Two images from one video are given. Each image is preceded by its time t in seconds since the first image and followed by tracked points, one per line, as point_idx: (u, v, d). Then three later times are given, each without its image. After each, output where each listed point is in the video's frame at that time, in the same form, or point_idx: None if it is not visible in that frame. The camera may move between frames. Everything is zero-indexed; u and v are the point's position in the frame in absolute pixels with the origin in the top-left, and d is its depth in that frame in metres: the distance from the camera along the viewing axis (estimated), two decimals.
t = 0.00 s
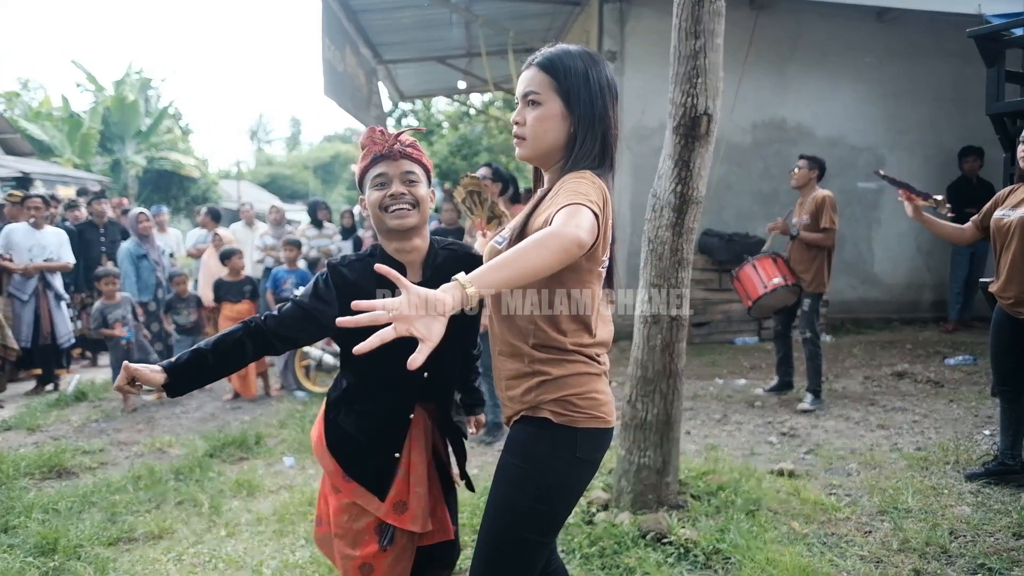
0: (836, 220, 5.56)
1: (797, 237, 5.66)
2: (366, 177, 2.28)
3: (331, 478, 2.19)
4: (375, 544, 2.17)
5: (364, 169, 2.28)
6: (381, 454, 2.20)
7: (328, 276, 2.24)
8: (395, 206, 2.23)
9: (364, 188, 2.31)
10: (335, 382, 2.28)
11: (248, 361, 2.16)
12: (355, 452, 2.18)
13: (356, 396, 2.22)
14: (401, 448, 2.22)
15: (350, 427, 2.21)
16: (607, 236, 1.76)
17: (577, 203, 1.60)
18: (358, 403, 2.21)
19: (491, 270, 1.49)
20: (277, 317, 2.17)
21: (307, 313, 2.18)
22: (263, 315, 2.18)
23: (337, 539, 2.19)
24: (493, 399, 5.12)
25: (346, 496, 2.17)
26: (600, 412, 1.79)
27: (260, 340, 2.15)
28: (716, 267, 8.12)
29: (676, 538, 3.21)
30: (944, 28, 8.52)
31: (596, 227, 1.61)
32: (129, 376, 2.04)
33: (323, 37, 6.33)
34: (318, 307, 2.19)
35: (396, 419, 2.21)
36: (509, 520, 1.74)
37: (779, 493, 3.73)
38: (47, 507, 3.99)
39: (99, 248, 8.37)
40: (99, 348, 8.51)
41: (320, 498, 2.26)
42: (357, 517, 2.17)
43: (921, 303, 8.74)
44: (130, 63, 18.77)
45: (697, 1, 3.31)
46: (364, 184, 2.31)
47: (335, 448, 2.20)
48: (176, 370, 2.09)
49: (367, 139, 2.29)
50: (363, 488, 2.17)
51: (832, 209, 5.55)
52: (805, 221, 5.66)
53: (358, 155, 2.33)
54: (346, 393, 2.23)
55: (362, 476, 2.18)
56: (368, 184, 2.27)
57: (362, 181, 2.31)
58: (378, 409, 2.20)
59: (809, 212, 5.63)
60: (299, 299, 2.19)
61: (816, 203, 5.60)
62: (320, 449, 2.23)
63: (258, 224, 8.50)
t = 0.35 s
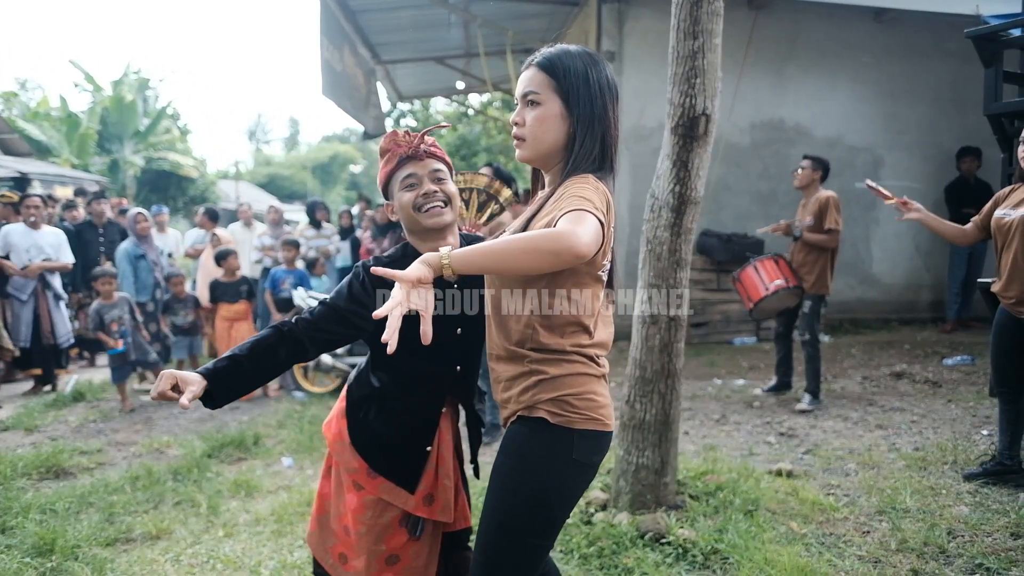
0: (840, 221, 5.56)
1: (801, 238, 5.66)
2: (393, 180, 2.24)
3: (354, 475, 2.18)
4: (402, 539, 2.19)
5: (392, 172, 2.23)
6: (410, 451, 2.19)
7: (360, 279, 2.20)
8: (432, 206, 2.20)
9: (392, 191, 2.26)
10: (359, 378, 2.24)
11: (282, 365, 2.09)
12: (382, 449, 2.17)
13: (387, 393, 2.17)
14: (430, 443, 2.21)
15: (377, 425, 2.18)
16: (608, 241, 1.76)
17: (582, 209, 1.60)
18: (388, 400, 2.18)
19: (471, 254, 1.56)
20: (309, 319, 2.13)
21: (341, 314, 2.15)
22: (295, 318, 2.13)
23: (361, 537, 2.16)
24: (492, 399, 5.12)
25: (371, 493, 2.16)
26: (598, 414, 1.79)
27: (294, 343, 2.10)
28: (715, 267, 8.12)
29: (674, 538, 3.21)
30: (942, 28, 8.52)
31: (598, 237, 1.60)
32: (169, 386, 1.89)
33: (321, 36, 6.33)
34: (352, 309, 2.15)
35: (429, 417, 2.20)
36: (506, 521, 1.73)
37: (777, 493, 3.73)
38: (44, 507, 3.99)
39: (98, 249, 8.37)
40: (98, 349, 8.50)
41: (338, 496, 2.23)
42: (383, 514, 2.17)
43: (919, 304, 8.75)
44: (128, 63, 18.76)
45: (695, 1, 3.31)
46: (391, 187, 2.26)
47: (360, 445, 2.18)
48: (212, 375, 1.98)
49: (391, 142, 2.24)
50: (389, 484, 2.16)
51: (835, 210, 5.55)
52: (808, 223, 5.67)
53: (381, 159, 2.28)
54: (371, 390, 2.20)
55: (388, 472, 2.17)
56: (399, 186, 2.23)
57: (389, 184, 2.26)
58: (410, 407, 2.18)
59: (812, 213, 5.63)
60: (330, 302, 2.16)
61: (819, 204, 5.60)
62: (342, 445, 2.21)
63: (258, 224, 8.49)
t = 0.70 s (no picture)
0: (843, 225, 5.56)
1: (802, 240, 5.65)
2: (407, 172, 2.12)
3: (386, 471, 2.04)
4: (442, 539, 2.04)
5: (406, 165, 2.11)
6: (436, 446, 2.06)
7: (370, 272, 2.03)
8: (448, 200, 2.09)
9: (405, 185, 2.14)
10: (376, 380, 2.12)
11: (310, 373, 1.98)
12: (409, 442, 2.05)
13: (404, 389, 2.05)
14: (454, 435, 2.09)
15: (400, 422, 2.06)
16: (612, 242, 1.75)
17: (566, 228, 1.55)
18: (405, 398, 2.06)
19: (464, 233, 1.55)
20: (327, 319, 2.01)
21: (357, 312, 2.00)
22: (310, 322, 2.00)
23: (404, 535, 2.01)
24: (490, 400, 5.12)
25: (407, 485, 2.03)
26: (600, 418, 1.79)
27: (318, 349, 1.99)
28: (713, 267, 8.12)
29: (672, 538, 3.21)
30: (940, 28, 8.53)
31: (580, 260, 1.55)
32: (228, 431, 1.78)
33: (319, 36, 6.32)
34: (368, 306, 2.00)
35: (445, 411, 2.06)
36: (503, 522, 1.73)
37: (775, 493, 3.73)
38: (42, 508, 3.98)
39: (97, 249, 8.36)
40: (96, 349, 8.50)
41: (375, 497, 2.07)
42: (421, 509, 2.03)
43: (917, 304, 8.75)
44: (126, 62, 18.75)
45: (693, 2, 3.31)
46: (405, 181, 2.14)
47: (391, 439, 2.05)
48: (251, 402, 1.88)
49: (404, 134, 2.12)
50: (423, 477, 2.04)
51: (838, 214, 5.56)
52: (811, 225, 5.66)
53: (394, 151, 2.15)
54: (389, 387, 2.08)
55: (419, 465, 2.04)
56: (413, 180, 2.11)
57: (401, 178, 2.15)
58: (426, 402, 2.05)
59: (815, 216, 5.63)
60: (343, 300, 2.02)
61: (823, 207, 5.60)
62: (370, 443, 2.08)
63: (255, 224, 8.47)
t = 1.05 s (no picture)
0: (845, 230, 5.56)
1: (803, 243, 5.64)
2: (413, 166, 2.08)
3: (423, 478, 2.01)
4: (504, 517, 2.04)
5: (413, 163, 2.08)
6: (454, 444, 2.03)
7: (361, 282, 1.91)
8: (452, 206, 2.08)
9: (407, 183, 2.10)
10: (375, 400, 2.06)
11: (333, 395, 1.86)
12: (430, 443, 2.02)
13: (405, 396, 2.01)
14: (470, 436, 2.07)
15: (411, 432, 2.02)
16: (624, 247, 1.77)
17: (557, 255, 1.62)
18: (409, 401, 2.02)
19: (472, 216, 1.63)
20: (327, 335, 1.85)
21: (359, 322, 1.86)
22: (314, 344, 1.83)
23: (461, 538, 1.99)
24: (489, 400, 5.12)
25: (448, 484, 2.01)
26: (612, 419, 1.81)
27: (336, 369, 1.85)
28: (712, 267, 8.13)
29: (671, 538, 3.21)
30: (938, 29, 8.53)
31: (559, 285, 1.63)
32: (309, 486, 1.77)
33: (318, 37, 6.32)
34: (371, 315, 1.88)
35: (448, 410, 2.03)
36: (511, 520, 1.74)
37: (774, 493, 3.74)
38: (40, 508, 3.98)
39: (97, 249, 8.37)
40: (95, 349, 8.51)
41: (418, 507, 2.03)
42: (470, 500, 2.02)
43: (916, 304, 8.76)
44: (125, 62, 18.75)
45: (692, 2, 3.32)
46: (407, 177, 2.10)
47: (416, 447, 2.01)
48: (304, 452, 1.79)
49: (418, 131, 2.08)
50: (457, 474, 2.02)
51: (842, 219, 5.55)
52: (812, 228, 5.65)
53: (400, 144, 2.10)
54: (387, 399, 2.03)
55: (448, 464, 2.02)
56: (419, 179, 2.08)
57: (402, 173, 2.10)
58: (426, 403, 2.02)
59: (818, 219, 5.62)
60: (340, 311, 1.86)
61: (826, 211, 5.59)
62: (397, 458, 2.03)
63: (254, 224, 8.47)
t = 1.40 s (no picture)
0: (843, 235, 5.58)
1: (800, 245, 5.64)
2: (402, 164, 2.00)
3: (405, 502, 2.00)
4: (470, 549, 2.09)
5: (402, 162, 2.00)
6: (453, 453, 2.05)
7: (354, 290, 1.87)
8: (438, 211, 2.04)
9: (391, 182, 2.02)
10: (368, 408, 2.01)
11: (348, 406, 1.85)
12: (425, 459, 2.02)
13: (404, 403, 2.00)
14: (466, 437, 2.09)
15: (412, 441, 2.01)
16: (633, 253, 1.85)
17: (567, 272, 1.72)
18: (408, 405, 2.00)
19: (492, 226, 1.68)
20: (327, 353, 1.83)
21: (356, 329, 1.84)
22: (316, 363, 1.83)
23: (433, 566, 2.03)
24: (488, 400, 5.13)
25: (431, 510, 2.02)
26: (621, 419, 1.89)
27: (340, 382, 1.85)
28: (711, 268, 8.14)
29: (669, 539, 3.22)
30: (936, 29, 8.54)
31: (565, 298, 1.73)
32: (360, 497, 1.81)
33: (316, 37, 6.33)
34: (369, 319, 1.85)
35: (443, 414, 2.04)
36: (521, 513, 1.81)
37: (772, 493, 3.75)
38: (38, 509, 3.98)
39: (98, 249, 8.36)
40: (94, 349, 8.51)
41: (386, 531, 2.02)
42: (449, 526, 2.05)
43: (914, 305, 8.77)
44: (123, 62, 18.73)
45: (689, 3, 3.32)
46: (392, 175, 2.01)
47: (409, 463, 2.01)
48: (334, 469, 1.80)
49: (410, 131, 2.02)
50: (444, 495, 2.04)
51: (841, 224, 5.56)
52: (811, 230, 5.64)
53: (387, 141, 2.02)
54: (385, 410, 2.00)
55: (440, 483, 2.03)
56: (406, 179, 2.01)
57: (385, 170, 2.01)
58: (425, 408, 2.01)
59: (818, 222, 5.61)
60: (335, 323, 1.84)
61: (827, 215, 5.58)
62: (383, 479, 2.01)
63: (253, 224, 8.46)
